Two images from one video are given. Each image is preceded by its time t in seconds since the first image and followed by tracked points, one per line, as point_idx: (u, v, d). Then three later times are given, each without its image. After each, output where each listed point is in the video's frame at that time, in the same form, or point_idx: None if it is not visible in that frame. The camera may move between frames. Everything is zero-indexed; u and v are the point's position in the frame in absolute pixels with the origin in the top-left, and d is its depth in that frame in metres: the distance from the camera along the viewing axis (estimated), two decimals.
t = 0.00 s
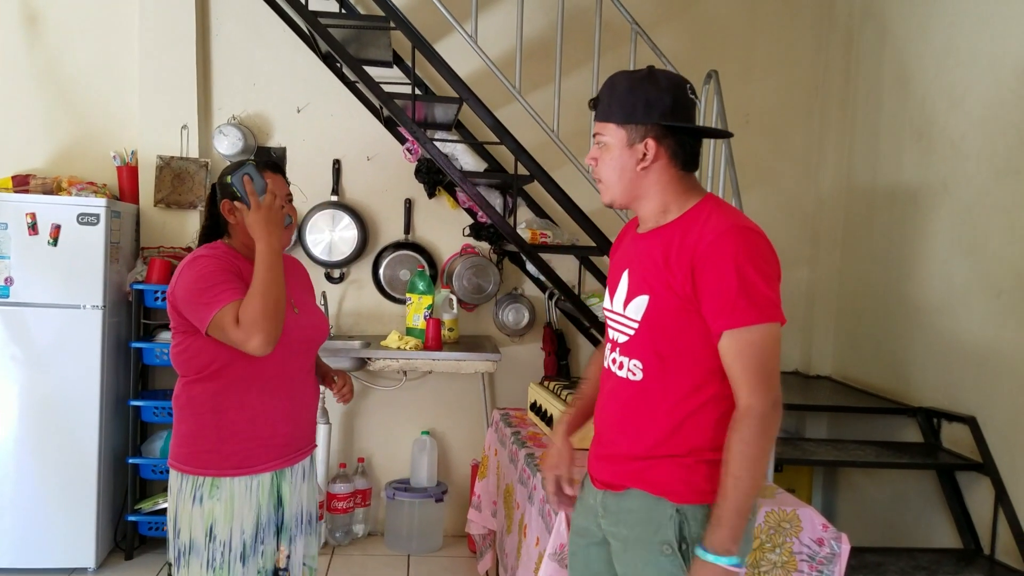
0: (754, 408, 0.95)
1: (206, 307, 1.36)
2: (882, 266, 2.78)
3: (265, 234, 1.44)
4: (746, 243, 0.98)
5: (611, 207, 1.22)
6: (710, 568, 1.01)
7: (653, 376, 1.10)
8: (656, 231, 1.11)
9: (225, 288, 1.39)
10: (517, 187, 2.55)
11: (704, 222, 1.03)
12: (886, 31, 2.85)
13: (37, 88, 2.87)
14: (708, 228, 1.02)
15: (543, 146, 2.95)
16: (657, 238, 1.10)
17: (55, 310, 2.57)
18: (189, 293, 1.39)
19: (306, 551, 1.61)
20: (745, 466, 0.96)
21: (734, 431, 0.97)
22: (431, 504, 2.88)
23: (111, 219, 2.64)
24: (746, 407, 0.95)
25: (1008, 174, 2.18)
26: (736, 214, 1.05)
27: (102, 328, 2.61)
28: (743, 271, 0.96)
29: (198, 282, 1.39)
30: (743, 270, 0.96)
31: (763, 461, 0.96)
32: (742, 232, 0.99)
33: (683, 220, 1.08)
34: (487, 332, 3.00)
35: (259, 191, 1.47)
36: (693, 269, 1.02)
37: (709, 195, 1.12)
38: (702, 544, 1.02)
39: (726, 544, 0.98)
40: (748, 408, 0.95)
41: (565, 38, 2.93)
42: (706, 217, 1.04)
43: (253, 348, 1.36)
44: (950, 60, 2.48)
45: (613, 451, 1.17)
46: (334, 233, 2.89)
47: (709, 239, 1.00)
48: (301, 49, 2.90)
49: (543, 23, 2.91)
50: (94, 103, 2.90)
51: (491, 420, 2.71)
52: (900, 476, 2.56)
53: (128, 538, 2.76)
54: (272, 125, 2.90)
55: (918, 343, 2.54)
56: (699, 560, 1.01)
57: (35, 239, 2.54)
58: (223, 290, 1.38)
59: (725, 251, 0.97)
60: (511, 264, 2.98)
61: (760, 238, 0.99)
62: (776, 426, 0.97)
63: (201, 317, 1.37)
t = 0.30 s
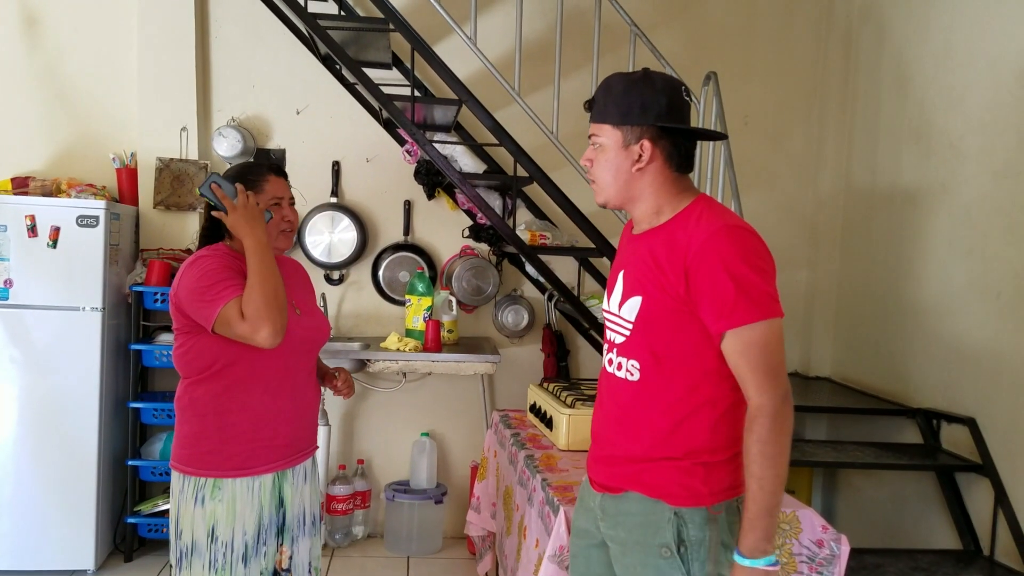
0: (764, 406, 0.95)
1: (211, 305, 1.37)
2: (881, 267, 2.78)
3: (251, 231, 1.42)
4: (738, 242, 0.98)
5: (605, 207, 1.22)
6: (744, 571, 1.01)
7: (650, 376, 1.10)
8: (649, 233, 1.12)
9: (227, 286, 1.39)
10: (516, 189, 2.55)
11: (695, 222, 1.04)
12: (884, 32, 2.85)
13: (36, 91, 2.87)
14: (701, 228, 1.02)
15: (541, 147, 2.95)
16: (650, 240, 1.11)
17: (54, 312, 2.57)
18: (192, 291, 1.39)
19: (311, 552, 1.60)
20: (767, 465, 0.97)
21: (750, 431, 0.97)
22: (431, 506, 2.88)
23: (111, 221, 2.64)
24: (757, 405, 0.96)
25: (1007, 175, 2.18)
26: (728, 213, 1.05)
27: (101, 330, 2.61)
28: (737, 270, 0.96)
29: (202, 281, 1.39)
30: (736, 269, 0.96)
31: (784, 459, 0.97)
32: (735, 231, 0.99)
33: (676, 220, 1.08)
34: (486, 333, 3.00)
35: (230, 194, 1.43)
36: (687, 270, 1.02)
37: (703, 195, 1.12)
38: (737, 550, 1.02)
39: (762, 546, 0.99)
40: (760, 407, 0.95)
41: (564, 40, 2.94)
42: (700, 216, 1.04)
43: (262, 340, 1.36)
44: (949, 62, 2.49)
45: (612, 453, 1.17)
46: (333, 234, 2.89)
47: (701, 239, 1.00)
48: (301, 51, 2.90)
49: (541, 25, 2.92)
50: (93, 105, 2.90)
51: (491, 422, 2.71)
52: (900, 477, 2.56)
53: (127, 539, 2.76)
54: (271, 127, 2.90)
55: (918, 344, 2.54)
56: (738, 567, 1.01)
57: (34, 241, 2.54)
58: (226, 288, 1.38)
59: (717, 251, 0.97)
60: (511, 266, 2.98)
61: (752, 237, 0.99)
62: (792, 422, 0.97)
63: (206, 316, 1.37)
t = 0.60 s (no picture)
0: (747, 407, 0.95)
1: (212, 313, 1.36)
2: (878, 267, 2.79)
3: (285, 243, 1.41)
4: (738, 244, 0.98)
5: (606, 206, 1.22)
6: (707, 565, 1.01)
7: (649, 377, 1.10)
8: (649, 233, 1.12)
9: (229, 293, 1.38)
10: (514, 189, 2.55)
11: (696, 222, 1.04)
12: (881, 32, 2.86)
13: (33, 91, 2.86)
14: (701, 229, 1.02)
15: (539, 147, 2.95)
16: (650, 240, 1.11)
17: (51, 313, 2.57)
18: (192, 297, 1.39)
19: (308, 552, 1.60)
20: (728, 459, 0.97)
21: (722, 426, 0.97)
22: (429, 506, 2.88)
23: (108, 222, 2.63)
24: (739, 405, 0.96)
25: (1004, 174, 2.19)
26: (729, 214, 1.06)
27: (99, 331, 2.61)
28: (736, 272, 0.96)
29: (201, 287, 1.38)
30: (735, 271, 0.96)
31: (746, 458, 0.97)
32: (734, 232, 0.99)
33: (675, 221, 1.08)
34: (484, 334, 3.00)
35: (283, 197, 1.45)
36: (686, 270, 1.02)
37: (702, 195, 1.12)
38: (667, 525, 1.02)
39: (692, 529, 0.99)
40: (740, 407, 0.95)
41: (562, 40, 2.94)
42: (699, 217, 1.04)
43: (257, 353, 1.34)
44: (945, 61, 2.49)
45: (610, 451, 1.17)
46: (330, 235, 2.89)
47: (701, 240, 1.00)
48: (298, 52, 2.90)
49: (539, 25, 2.92)
50: (90, 106, 2.89)
51: (489, 422, 2.71)
52: (897, 477, 2.56)
53: (125, 540, 2.75)
54: (269, 128, 2.90)
55: (915, 344, 2.54)
56: (662, 540, 1.02)
57: (31, 242, 2.54)
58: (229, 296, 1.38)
59: (717, 251, 0.97)
60: (508, 266, 2.98)
61: (752, 239, 1.00)
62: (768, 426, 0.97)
63: (206, 321, 1.37)
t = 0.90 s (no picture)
0: (744, 407, 0.95)
1: (192, 322, 1.34)
2: (875, 268, 2.79)
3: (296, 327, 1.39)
4: (728, 245, 0.98)
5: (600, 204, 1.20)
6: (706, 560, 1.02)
7: (643, 378, 1.09)
8: (642, 235, 1.12)
9: (214, 302, 1.37)
10: (511, 190, 2.55)
11: (686, 224, 1.04)
12: (877, 32, 2.86)
13: (30, 93, 2.86)
14: (690, 231, 1.02)
15: (536, 148, 2.96)
16: (643, 242, 1.11)
17: (48, 315, 2.57)
18: (180, 300, 1.37)
19: (305, 552, 1.61)
20: (733, 463, 0.97)
21: (724, 428, 0.97)
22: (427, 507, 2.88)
23: (104, 224, 2.63)
24: (737, 405, 0.96)
25: (1000, 175, 2.19)
26: (720, 215, 1.06)
27: (95, 333, 2.61)
28: (727, 273, 0.96)
29: (190, 290, 1.37)
30: (726, 273, 0.96)
31: (751, 459, 0.97)
32: (723, 233, 0.99)
33: (666, 223, 1.08)
34: (481, 335, 3.00)
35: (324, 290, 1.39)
36: (677, 273, 1.02)
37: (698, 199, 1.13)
38: (684, 535, 1.04)
39: (708, 536, 1.00)
40: (739, 407, 0.96)
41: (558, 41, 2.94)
42: (690, 219, 1.04)
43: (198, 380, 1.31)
44: (941, 61, 2.50)
45: (606, 452, 1.17)
46: (328, 236, 2.89)
47: (692, 241, 1.00)
48: (295, 53, 2.90)
49: (535, 27, 2.92)
50: (87, 107, 2.89)
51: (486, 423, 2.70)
52: (894, 476, 2.57)
53: (122, 543, 2.75)
54: (265, 129, 2.90)
55: (911, 344, 2.55)
56: (682, 548, 1.03)
57: (27, 243, 2.54)
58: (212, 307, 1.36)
59: (707, 253, 0.97)
60: (506, 267, 2.98)
61: (742, 240, 1.00)
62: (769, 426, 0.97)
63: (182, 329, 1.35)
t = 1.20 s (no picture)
0: (771, 399, 0.96)
1: (192, 327, 1.36)
2: (872, 268, 2.79)
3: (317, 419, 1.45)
4: (733, 241, 0.99)
5: (597, 203, 1.18)
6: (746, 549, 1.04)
7: (642, 378, 1.09)
8: (636, 235, 1.11)
9: (215, 304, 1.39)
10: (509, 191, 2.55)
11: (686, 224, 1.04)
12: (875, 33, 2.86)
13: (27, 94, 2.86)
14: (693, 231, 1.02)
15: (534, 149, 2.96)
16: (640, 241, 1.10)
17: (44, 316, 2.56)
18: (174, 305, 1.38)
19: (300, 553, 1.59)
20: (772, 453, 0.98)
21: (757, 421, 0.98)
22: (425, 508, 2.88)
23: (102, 225, 2.63)
24: (765, 398, 0.97)
25: (997, 175, 2.19)
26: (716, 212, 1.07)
27: (92, 334, 2.60)
28: (736, 270, 0.96)
29: (185, 295, 1.38)
30: (736, 270, 0.96)
31: (787, 447, 0.98)
32: (727, 231, 1.00)
33: (662, 222, 1.08)
34: (480, 336, 3.00)
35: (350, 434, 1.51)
36: (684, 271, 1.02)
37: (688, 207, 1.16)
38: (738, 527, 1.05)
39: (761, 526, 1.02)
40: (767, 400, 0.97)
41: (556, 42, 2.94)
42: (690, 217, 1.05)
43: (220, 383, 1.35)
44: (939, 62, 2.50)
45: (600, 453, 1.15)
46: (325, 237, 2.88)
47: (696, 241, 1.00)
48: (292, 54, 2.90)
49: (533, 27, 2.93)
50: (84, 108, 2.89)
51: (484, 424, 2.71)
52: (892, 477, 2.57)
53: (119, 544, 2.75)
54: (262, 130, 2.90)
55: (909, 344, 2.55)
56: (733, 539, 1.05)
57: (24, 244, 2.54)
58: (212, 310, 1.38)
59: (715, 251, 0.98)
60: (504, 268, 2.98)
61: (743, 235, 1.01)
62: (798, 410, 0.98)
63: (184, 332, 1.36)
